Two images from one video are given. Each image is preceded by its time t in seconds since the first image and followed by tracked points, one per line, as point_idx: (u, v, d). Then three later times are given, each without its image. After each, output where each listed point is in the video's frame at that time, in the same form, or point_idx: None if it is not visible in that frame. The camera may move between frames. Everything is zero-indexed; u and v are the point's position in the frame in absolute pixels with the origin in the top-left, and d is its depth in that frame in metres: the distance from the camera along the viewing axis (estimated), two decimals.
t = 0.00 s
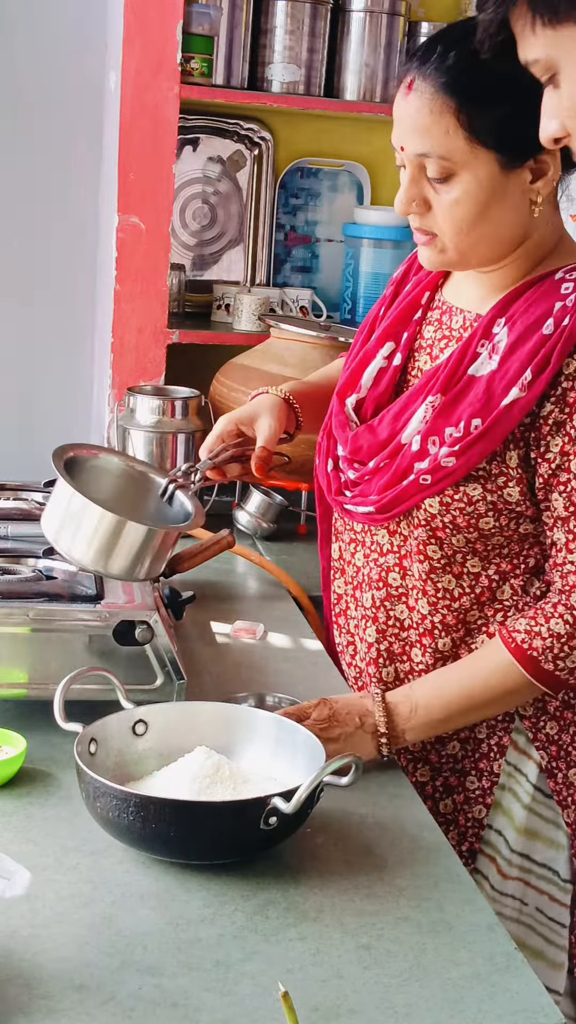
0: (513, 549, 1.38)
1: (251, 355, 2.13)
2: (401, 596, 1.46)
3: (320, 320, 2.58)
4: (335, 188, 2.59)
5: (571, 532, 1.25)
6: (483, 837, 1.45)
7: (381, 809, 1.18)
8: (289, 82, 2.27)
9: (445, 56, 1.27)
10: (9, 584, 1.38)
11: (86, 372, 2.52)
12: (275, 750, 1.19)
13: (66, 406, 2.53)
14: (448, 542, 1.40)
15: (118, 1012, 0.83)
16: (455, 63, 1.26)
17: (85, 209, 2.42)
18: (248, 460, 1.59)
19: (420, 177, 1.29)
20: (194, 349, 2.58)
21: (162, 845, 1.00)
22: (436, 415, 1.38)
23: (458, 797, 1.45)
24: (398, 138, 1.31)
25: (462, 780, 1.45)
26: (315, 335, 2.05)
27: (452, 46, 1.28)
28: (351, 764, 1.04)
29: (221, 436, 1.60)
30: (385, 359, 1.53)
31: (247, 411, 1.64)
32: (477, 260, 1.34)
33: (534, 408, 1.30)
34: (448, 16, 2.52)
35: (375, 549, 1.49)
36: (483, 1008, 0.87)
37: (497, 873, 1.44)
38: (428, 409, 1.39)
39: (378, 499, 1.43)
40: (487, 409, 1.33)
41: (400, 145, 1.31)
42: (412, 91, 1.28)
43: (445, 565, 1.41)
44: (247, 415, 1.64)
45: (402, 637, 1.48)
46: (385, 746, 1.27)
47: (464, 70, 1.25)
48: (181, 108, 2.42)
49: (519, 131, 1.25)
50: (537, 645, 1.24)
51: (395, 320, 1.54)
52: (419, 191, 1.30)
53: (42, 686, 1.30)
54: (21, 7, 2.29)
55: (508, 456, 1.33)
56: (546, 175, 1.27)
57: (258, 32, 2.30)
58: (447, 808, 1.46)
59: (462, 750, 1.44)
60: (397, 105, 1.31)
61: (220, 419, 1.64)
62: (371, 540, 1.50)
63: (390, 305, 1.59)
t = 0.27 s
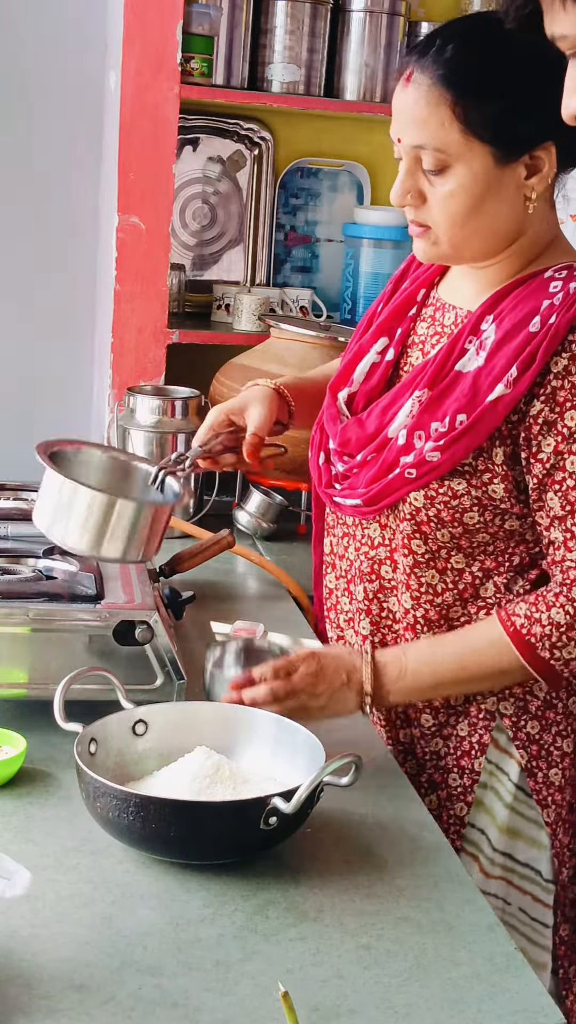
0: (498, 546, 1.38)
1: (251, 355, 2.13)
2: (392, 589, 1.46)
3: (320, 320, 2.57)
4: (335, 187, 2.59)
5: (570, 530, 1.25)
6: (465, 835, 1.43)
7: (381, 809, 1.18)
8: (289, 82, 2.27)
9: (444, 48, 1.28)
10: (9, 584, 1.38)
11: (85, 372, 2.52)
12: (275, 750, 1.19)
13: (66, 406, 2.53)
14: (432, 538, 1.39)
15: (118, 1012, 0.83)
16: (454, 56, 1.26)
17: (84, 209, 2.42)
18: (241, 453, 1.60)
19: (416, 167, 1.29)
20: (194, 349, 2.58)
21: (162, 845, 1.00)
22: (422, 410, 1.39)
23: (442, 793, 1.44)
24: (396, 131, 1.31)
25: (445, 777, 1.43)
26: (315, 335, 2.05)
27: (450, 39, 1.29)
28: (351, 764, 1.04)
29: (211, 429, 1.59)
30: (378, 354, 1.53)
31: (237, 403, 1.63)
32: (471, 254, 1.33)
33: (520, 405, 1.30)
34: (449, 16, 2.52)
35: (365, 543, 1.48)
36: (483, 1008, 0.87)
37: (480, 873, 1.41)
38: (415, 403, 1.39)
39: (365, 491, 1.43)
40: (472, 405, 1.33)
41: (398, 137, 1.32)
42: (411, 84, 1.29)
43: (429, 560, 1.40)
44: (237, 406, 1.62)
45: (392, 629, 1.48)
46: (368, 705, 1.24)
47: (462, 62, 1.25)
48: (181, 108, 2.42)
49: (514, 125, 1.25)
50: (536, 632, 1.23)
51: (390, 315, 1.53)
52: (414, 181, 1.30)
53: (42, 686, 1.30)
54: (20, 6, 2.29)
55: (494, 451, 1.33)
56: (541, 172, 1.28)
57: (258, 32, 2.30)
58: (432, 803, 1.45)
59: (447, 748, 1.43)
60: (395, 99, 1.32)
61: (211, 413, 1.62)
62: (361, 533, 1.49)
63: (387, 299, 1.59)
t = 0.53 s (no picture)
0: (495, 542, 1.38)
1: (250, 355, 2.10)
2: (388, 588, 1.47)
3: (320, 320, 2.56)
4: (335, 187, 2.59)
5: (566, 521, 1.25)
6: (464, 835, 1.41)
7: (381, 809, 1.18)
8: (289, 82, 2.27)
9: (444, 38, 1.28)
10: (9, 583, 1.38)
11: (85, 373, 2.52)
12: (275, 750, 1.18)
13: (66, 406, 2.53)
14: (431, 534, 1.39)
15: (118, 1012, 0.83)
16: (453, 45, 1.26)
17: (84, 209, 2.42)
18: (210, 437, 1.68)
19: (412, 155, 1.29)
20: (193, 350, 2.58)
21: (162, 845, 1.00)
22: (419, 403, 1.38)
23: (441, 793, 1.43)
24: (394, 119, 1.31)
25: (443, 778, 1.42)
26: (314, 335, 2.05)
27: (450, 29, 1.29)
28: (351, 764, 1.04)
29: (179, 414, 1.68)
30: (370, 353, 1.53)
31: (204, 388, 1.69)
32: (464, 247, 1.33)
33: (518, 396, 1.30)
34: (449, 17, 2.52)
35: (361, 542, 1.49)
36: (483, 1008, 0.87)
37: (480, 873, 1.40)
38: (412, 397, 1.39)
39: (361, 487, 1.42)
40: (470, 397, 1.33)
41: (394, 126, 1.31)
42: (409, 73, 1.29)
43: (426, 559, 1.40)
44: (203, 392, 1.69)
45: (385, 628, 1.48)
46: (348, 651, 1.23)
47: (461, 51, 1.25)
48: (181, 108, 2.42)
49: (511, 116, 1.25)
50: (531, 609, 1.23)
51: (381, 314, 1.53)
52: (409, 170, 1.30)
53: (42, 686, 1.30)
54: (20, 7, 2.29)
55: (491, 445, 1.33)
56: (534, 167, 1.28)
57: (258, 32, 2.30)
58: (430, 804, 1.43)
59: (446, 748, 1.42)
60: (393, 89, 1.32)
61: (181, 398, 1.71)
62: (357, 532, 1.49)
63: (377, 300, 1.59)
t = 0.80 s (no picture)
0: (497, 536, 1.38)
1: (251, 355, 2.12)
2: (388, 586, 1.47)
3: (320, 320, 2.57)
4: (335, 187, 2.59)
5: (559, 507, 1.24)
6: (471, 834, 1.41)
7: (381, 809, 1.18)
8: (289, 82, 2.27)
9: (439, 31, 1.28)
10: (8, 583, 1.38)
11: (85, 373, 2.52)
12: (275, 750, 1.19)
13: (66, 406, 2.53)
14: (434, 529, 1.40)
15: (118, 1012, 0.83)
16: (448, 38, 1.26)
17: (84, 209, 2.42)
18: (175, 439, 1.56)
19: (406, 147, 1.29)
20: (193, 350, 2.58)
21: (162, 845, 1.00)
22: (420, 398, 1.38)
23: (446, 793, 1.42)
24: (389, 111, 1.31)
25: (448, 778, 1.42)
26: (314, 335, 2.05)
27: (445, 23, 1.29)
28: (351, 764, 1.04)
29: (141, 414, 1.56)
30: (364, 354, 1.52)
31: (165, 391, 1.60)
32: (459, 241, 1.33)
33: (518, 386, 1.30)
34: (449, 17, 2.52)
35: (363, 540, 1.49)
36: (483, 1008, 0.87)
37: (487, 872, 1.40)
38: (411, 392, 1.39)
39: (363, 485, 1.42)
40: (470, 388, 1.33)
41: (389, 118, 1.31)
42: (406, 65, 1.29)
43: (430, 554, 1.41)
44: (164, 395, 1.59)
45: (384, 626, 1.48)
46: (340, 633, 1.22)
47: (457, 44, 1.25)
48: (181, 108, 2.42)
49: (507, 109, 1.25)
50: (525, 593, 1.22)
51: (373, 315, 1.53)
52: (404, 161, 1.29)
53: (42, 686, 1.30)
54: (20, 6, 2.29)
55: (491, 435, 1.33)
56: (528, 161, 1.28)
57: (258, 32, 2.30)
58: (435, 803, 1.42)
59: (450, 747, 1.42)
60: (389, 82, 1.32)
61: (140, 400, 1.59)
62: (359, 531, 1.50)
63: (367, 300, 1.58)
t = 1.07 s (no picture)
0: (492, 533, 1.38)
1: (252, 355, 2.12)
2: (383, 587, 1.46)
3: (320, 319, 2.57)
4: (335, 187, 2.59)
5: (562, 506, 1.24)
6: (471, 832, 1.41)
7: (381, 809, 1.18)
8: (289, 82, 2.27)
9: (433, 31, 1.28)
10: (9, 583, 1.37)
11: (85, 372, 2.52)
12: (275, 750, 1.18)
13: (66, 406, 2.53)
14: (430, 528, 1.40)
15: (117, 1012, 0.83)
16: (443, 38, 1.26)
17: (84, 209, 2.42)
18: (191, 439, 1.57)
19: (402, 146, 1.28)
20: (193, 350, 2.58)
21: (161, 845, 1.00)
22: (414, 397, 1.38)
23: (444, 792, 1.42)
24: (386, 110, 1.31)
25: (447, 777, 1.41)
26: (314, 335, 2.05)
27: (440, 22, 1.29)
28: (350, 764, 1.04)
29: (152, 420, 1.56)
30: (358, 353, 1.52)
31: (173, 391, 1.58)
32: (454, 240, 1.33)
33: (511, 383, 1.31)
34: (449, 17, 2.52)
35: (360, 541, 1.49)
36: (483, 1008, 0.87)
37: (485, 870, 1.41)
38: (405, 390, 1.39)
39: (358, 484, 1.42)
40: (464, 386, 1.33)
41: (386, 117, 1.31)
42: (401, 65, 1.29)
43: (426, 553, 1.41)
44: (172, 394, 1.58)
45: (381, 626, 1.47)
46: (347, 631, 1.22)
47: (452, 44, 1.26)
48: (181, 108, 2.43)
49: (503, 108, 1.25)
50: (532, 590, 1.21)
51: (367, 315, 1.53)
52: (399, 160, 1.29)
53: (42, 686, 1.30)
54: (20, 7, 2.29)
55: (485, 434, 1.33)
56: (524, 158, 1.28)
57: (258, 32, 2.30)
58: (433, 802, 1.42)
59: (449, 747, 1.41)
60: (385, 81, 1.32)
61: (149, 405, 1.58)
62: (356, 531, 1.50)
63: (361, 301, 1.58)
